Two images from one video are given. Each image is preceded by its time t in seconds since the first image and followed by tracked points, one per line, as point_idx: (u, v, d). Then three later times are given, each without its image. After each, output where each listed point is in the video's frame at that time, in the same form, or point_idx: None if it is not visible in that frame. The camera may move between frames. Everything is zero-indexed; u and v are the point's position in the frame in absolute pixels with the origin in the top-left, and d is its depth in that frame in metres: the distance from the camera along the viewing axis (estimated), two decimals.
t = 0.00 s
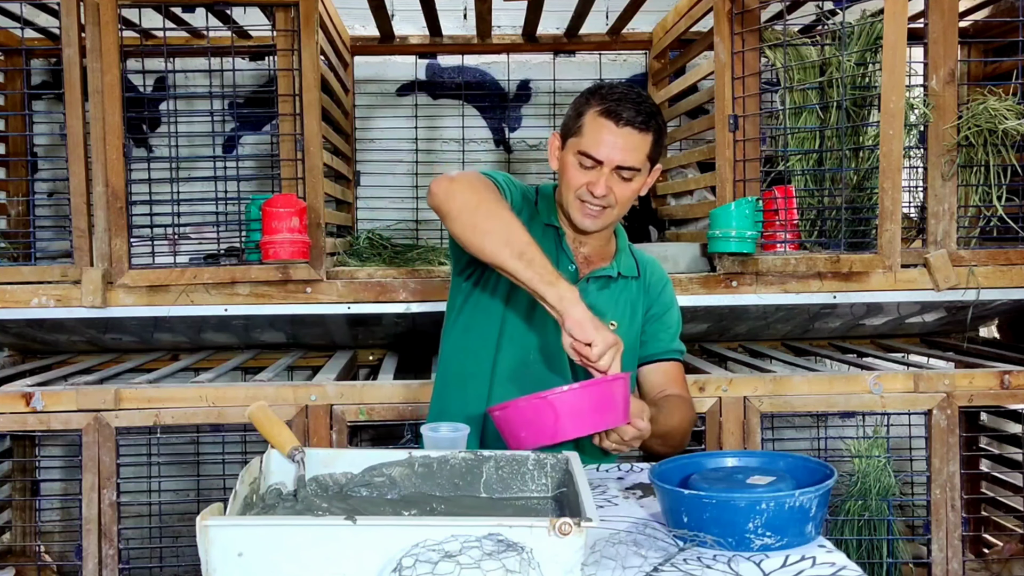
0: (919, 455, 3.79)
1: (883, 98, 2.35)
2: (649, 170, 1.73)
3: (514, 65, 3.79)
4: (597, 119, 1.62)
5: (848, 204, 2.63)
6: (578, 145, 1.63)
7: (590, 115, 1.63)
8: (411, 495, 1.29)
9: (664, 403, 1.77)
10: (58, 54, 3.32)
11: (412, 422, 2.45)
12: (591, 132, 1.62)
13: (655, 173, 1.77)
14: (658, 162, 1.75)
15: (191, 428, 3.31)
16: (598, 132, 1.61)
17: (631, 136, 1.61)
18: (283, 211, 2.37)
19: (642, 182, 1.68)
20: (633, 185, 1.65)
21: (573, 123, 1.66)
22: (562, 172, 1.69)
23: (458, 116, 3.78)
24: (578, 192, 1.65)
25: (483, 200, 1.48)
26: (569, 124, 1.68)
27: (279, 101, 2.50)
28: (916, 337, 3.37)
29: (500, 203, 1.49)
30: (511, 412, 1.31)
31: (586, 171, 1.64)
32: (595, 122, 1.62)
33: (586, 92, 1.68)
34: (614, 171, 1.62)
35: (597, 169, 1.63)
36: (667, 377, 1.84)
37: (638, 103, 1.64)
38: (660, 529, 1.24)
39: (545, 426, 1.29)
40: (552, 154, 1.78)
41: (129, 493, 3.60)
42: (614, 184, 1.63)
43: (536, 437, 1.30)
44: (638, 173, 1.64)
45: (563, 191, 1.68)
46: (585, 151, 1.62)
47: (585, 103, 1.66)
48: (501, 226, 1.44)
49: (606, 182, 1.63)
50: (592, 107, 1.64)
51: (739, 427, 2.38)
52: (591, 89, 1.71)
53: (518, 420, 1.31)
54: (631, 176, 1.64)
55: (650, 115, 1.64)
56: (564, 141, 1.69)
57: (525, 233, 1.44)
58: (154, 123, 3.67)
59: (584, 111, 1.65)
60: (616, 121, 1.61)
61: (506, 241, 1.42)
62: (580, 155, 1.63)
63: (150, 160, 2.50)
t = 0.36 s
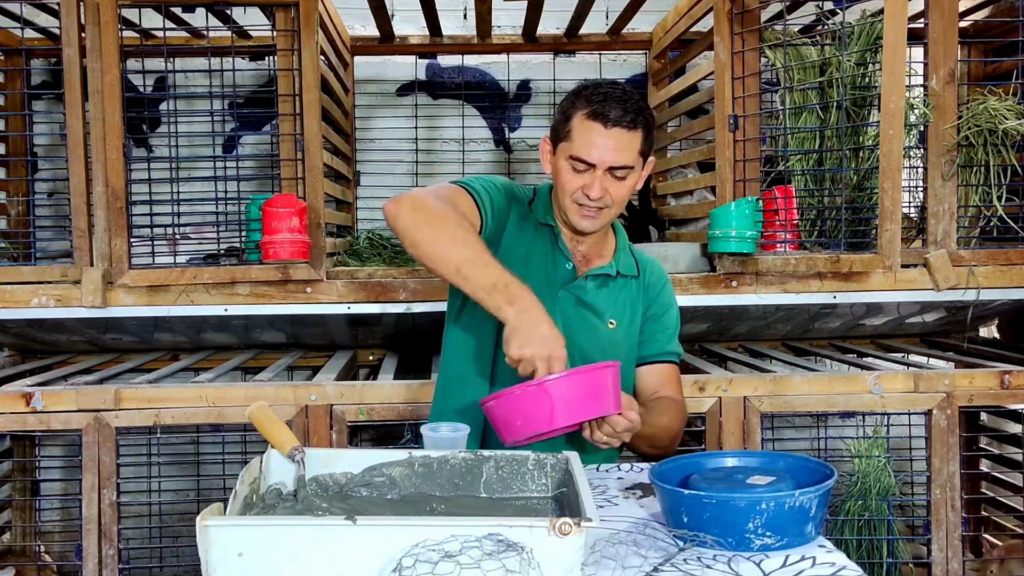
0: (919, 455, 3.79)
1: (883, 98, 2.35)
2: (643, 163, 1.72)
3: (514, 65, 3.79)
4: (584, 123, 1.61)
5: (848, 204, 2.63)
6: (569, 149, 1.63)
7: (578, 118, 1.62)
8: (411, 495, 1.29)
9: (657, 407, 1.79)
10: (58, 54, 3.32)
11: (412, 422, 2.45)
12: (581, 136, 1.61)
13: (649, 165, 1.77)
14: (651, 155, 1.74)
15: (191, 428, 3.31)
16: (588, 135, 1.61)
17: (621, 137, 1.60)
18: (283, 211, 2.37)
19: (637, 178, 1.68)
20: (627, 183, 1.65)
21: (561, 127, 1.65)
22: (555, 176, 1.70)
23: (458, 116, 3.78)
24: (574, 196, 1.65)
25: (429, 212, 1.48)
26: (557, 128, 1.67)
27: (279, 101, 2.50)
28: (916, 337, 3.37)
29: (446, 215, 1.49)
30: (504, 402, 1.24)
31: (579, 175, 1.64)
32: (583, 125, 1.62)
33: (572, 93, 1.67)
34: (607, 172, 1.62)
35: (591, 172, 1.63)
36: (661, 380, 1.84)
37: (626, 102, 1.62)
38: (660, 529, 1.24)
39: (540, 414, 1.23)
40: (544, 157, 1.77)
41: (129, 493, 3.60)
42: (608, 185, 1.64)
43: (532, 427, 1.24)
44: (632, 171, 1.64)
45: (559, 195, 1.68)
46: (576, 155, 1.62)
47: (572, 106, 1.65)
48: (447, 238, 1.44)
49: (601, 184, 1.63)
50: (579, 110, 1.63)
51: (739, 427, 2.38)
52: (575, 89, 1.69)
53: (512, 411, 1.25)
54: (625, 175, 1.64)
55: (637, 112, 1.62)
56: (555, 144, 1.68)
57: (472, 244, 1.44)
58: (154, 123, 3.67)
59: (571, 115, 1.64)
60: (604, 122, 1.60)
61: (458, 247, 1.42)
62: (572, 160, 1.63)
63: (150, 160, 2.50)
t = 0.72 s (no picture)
0: (919, 455, 3.79)
1: (883, 98, 2.35)
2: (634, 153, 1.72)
3: (514, 66, 3.79)
4: (570, 123, 1.62)
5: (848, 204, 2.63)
6: (560, 151, 1.63)
7: (562, 120, 1.63)
8: (411, 495, 1.29)
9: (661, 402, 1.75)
10: (58, 54, 3.31)
11: (412, 422, 2.45)
12: (569, 136, 1.62)
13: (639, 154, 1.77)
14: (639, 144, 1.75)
15: (191, 428, 3.31)
16: (577, 134, 1.61)
17: (609, 129, 1.61)
18: (283, 211, 2.37)
19: (631, 168, 1.68)
20: (624, 174, 1.65)
21: (547, 133, 1.66)
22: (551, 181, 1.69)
23: (458, 116, 3.78)
24: (574, 196, 1.65)
25: (399, 248, 1.50)
26: (543, 134, 1.67)
27: (279, 101, 2.50)
28: (916, 337, 3.36)
29: (419, 249, 1.51)
30: (557, 379, 1.25)
31: (576, 174, 1.64)
32: (569, 125, 1.62)
33: (551, 97, 1.68)
34: (602, 166, 1.62)
35: (586, 169, 1.63)
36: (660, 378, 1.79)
37: (607, 95, 1.63)
38: (660, 529, 1.24)
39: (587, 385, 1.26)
40: (535, 163, 1.76)
41: (129, 493, 3.60)
42: (606, 178, 1.64)
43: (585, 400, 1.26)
44: (625, 160, 1.64)
45: (558, 197, 1.68)
46: (569, 155, 1.62)
47: (552, 110, 1.65)
48: (421, 276, 1.47)
49: (599, 179, 1.63)
50: (561, 111, 1.64)
51: (739, 427, 2.39)
52: (554, 93, 1.70)
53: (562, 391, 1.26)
54: (620, 166, 1.64)
55: (619, 103, 1.63)
56: (545, 150, 1.68)
57: (447, 276, 1.48)
58: (154, 123, 3.67)
59: (555, 118, 1.65)
60: (589, 119, 1.61)
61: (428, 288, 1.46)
62: (566, 161, 1.63)
63: (150, 160, 2.50)
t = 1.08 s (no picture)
0: (918, 455, 3.80)
1: (883, 98, 2.35)
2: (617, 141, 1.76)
3: (514, 66, 3.79)
4: (547, 94, 1.69)
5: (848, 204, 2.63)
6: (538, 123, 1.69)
7: (540, 96, 1.71)
8: (411, 496, 1.29)
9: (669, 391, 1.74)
10: (58, 54, 3.32)
11: (412, 422, 2.45)
12: (545, 106, 1.68)
13: (622, 146, 1.81)
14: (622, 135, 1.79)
15: (191, 428, 3.31)
16: (553, 103, 1.68)
17: (583, 96, 1.67)
18: (283, 211, 2.37)
19: (611, 145, 1.70)
20: (601, 143, 1.67)
21: (528, 113, 1.73)
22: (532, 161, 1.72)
23: (458, 116, 3.78)
24: (551, 163, 1.66)
25: (417, 312, 1.62)
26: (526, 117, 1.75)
27: (279, 101, 2.50)
28: (916, 337, 3.36)
29: (436, 303, 1.63)
30: (573, 371, 1.27)
31: (552, 142, 1.67)
32: (546, 98, 1.69)
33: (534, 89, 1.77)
34: (577, 131, 1.66)
35: (562, 136, 1.66)
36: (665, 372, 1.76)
37: (585, 75, 1.71)
38: (660, 529, 1.24)
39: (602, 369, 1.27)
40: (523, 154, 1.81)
41: (129, 493, 3.60)
42: (582, 144, 1.65)
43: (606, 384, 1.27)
44: (602, 129, 1.67)
45: (538, 171, 1.70)
46: (545, 122, 1.67)
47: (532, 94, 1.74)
48: (444, 325, 1.60)
49: (574, 143, 1.65)
50: (540, 90, 1.72)
51: (739, 427, 2.38)
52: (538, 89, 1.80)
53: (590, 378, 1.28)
54: (597, 134, 1.66)
55: (595, 79, 1.71)
56: (528, 131, 1.74)
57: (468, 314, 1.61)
58: (154, 123, 3.67)
59: (535, 98, 1.73)
60: (564, 90, 1.68)
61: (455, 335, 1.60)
62: (543, 130, 1.68)
63: (150, 160, 2.50)
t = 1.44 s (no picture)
0: (919, 455, 3.80)
1: (883, 98, 2.35)
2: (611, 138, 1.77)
3: (514, 65, 3.79)
4: (542, 93, 1.70)
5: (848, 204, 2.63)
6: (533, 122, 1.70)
7: (535, 93, 1.71)
8: (411, 496, 1.29)
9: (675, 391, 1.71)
10: (58, 54, 3.32)
11: (412, 422, 2.45)
12: (540, 105, 1.69)
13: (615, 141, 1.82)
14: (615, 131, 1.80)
15: (191, 428, 3.31)
16: (547, 103, 1.69)
17: (578, 96, 1.68)
18: (283, 211, 2.37)
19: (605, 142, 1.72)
20: (597, 142, 1.68)
21: (523, 112, 1.74)
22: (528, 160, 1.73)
23: (457, 116, 3.78)
24: (548, 165, 1.68)
25: (404, 318, 1.65)
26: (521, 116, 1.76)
27: (279, 101, 2.50)
28: (916, 337, 3.36)
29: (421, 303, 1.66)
30: (595, 388, 1.30)
31: (548, 143, 1.68)
32: (541, 96, 1.70)
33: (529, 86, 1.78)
34: (573, 133, 1.67)
35: (558, 136, 1.68)
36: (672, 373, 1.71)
37: (578, 72, 1.72)
38: (660, 529, 1.24)
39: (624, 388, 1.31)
40: (517, 152, 1.83)
41: (128, 493, 3.60)
42: (579, 144, 1.67)
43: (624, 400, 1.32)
44: (597, 129, 1.69)
45: (534, 172, 1.71)
46: (541, 123, 1.68)
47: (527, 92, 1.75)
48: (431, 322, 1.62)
49: (571, 144, 1.66)
50: (534, 88, 1.73)
51: (739, 427, 2.38)
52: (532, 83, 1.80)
53: (612, 392, 1.31)
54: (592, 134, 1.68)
55: (590, 77, 1.72)
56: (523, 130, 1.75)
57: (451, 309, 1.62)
58: (154, 123, 3.67)
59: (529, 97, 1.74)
60: (559, 88, 1.69)
61: (440, 329, 1.61)
62: (538, 130, 1.69)
63: (150, 160, 2.50)
